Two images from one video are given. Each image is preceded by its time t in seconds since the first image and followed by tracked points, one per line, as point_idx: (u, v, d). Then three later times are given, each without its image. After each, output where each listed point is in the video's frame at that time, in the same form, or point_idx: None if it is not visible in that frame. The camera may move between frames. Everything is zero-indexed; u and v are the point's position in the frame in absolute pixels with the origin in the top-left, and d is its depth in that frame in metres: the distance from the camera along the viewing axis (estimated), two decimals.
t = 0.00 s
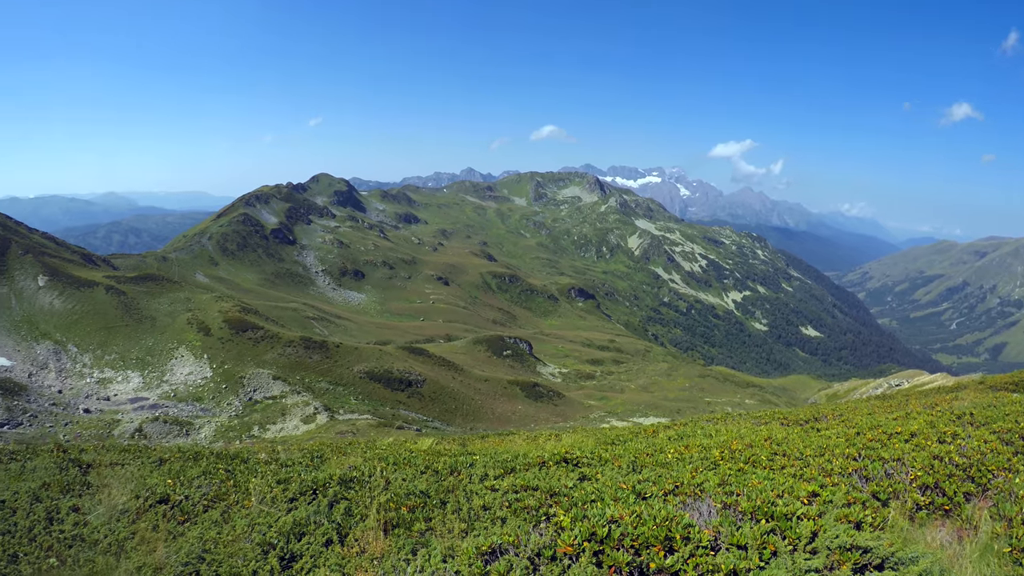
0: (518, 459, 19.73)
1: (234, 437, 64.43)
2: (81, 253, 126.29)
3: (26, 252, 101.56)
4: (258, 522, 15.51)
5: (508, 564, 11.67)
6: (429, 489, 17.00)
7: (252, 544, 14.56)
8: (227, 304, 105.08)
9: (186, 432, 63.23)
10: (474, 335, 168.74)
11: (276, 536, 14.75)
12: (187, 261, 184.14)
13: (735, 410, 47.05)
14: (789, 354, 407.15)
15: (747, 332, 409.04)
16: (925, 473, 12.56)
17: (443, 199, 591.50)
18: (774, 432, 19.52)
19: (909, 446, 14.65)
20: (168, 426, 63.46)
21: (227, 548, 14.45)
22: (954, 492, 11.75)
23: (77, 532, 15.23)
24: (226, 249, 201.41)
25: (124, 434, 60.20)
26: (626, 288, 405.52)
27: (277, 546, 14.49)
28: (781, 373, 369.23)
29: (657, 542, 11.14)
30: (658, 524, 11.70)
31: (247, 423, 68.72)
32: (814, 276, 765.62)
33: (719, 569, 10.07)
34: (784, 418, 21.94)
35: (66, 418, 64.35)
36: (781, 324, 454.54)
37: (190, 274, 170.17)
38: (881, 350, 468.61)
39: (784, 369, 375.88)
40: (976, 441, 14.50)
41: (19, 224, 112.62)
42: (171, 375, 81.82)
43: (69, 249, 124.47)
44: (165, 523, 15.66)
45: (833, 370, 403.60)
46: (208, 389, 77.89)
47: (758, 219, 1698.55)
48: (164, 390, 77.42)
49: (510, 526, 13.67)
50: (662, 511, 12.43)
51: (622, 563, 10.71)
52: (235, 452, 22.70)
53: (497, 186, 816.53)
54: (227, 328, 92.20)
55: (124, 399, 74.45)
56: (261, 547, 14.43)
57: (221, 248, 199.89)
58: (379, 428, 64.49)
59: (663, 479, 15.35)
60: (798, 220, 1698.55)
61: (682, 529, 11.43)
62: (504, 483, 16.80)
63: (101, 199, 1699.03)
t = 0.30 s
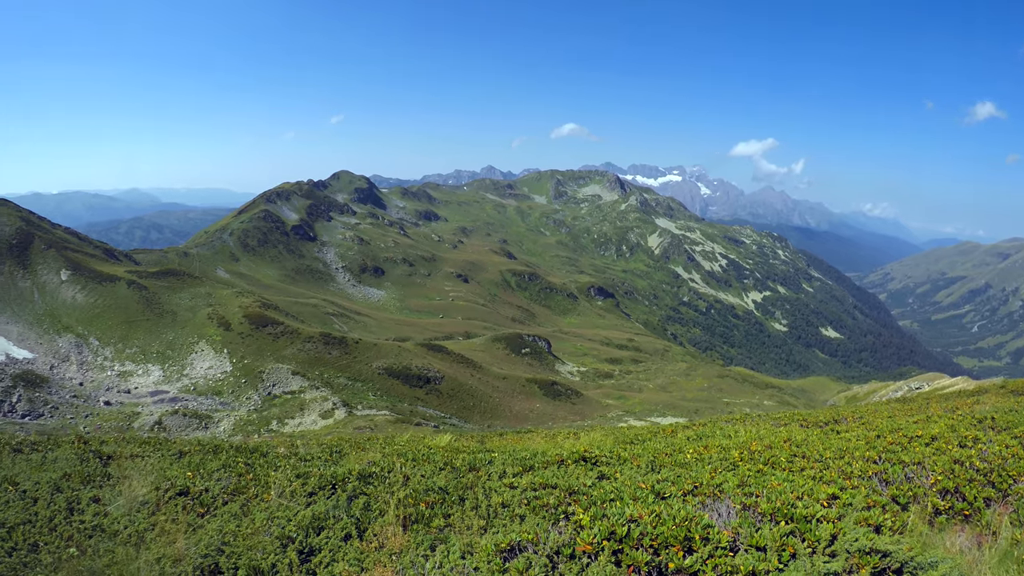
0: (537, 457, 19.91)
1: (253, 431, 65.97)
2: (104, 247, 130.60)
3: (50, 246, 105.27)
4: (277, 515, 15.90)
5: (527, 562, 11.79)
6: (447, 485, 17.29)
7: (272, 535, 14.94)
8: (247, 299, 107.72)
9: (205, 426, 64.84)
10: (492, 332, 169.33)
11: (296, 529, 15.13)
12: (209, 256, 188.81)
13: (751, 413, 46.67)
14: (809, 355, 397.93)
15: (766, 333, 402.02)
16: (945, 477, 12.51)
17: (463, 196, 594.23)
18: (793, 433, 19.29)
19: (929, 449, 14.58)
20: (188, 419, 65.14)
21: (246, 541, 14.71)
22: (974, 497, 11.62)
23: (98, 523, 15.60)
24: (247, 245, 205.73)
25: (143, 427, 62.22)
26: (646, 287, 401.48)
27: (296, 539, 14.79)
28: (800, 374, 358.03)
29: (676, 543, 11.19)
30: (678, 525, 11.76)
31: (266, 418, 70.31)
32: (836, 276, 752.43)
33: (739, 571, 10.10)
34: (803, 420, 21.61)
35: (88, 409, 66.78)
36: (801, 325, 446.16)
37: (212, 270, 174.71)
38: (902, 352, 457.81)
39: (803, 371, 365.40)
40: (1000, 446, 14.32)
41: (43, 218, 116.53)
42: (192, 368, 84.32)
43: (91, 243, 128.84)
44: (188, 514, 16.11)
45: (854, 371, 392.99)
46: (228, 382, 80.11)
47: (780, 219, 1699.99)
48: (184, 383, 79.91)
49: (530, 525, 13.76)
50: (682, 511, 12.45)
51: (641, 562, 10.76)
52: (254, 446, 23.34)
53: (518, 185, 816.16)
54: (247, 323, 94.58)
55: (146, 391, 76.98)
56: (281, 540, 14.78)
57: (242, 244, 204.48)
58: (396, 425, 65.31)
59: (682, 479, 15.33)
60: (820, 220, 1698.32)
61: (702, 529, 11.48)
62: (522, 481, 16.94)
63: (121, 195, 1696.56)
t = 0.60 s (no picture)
0: (555, 454, 20.06)
1: (272, 425, 67.51)
2: (125, 242, 134.69)
3: (71, 241, 108.77)
4: (296, 509, 16.38)
5: (546, 558, 12.07)
6: (466, 482, 17.59)
7: (292, 529, 15.43)
8: (267, 294, 110.06)
9: (223, 419, 66.35)
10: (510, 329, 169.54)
11: (315, 523, 15.61)
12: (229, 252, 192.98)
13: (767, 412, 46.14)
14: (828, 356, 389.23)
15: (785, 332, 394.83)
16: (966, 482, 12.36)
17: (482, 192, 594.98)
18: (812, 434, 19.07)
19: (949, 453, 14.36)
20: (206, 412, 66.55)
21: (266, 534, 15.19)
22: (996, 503, 11.45)
23: (118, 514, 16.27)
24: (267, 240, 209.87)
25: (163, 419, 63.80)
26: (665, 284, 396.95)
27: (314, 533, 15.23)
28: (819, 375, 349.72)
29: (695, 542, 11.28)
30: (697, 524, 11.81)
31: (284, 412, 71.91)
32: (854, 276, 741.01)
33: (757, 571, 10.17)
34: (822, 420, 21.36)
35: (108, 402, 69.10)
36: (821, 325, 437.07)
37: (232, 265, 178.73)
38: (921, 355, 446.96)
39: (823, 372, 357.14)
40: None
41: (65, 214, 120.63)
42: (212, 362, 86.55)
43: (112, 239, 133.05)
44: (209, 506, 16.73)
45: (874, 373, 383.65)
46: (247, 376, 82.10)
47: (800, 216, 1700.82)
48: (204, 377, 82.17)
49: (549, 522, 13.97)
50: (701, 510, 12.51)
51: (660, 561, 10.86)
52: (272, 440, 23.95)
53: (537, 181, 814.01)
54: (267, 318, 96.67)
55: (166, 384, 79.43)
56: (299, 534, 15.24)
57: (262, 240, 208.76)
58: (414, 420, 66.22)
59: (702, 478, 15.31)
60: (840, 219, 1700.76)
61: (720, 529, 11.54)
62: (541, 478, 17.14)
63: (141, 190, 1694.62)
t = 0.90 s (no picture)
0: (574, 452, 20.16)
1: (290, 420, 68.98)
2: (145, 238, 138.78)
3: (91, 237, 112.28)
4: (314, 504, 16.84)
5: (564, 556, 12.17)
6: (483, 478, 17.86)
7: (310, 524, 15.88)
8: (285, 291, 112.42)
9: (241, 414, 68.00)
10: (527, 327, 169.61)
11: (332, 518, 16.02)
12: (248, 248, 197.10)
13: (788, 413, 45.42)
14: (847, 358, 380.78)
15: (803, 333, 386.77)
16: (988, 487, 12.15)
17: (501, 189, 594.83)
18: (832, 436, 18.75)
19: (972, 458, 14.05)
20: (225, 407, 68.23)
21: (284, 528, 15.71)
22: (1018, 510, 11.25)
23: (137, 507, 16.96)
24: (286, 237, 213.86)
25: (183, 414, 65.55)
26: (684, 284, 392.10)
27: (332, 528, 15.67)
28: (838, 376, 341.99)
29: (713, 543, 11.33)
30: (715, 525, 11.83)
31: (302, 407, 73.31)
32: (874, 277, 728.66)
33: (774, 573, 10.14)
34: (842, 423, 21.01)
35: (129, 396, 71.54)
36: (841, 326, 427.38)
37: (252, 262, 182.54)
38: (942, 358, 434.65)
39: (842, 373, 348.86)
40: None
41: (85, 210, 124.67)
42: (232, 357, 88.81)
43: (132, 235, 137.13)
44: (228, 499, 17.33)
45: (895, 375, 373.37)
46: (265, 371, 84.06)
47: (820, 216, 1700.13)
48: (222, 371, 84.46)
49: (566, 521, 14.12)
50: (719, 511, 12.52)
51: (678, 561, 10.91)
52: (292, 435, 24.60)
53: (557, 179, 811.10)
54: (286, 314, 98.74)
55: (186, 379, 81.92)
56: (319, 528, 15.72)
57: (282, 236, 212.82)
58: (430, 417, 66.90)
59: (720, 479, 15.27)
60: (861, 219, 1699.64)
61: (739, 530, 11.57)
62: (559, 476, 17.31)
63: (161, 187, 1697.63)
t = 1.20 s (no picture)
0: (591, 453, 20.26)
1: (307, 417, 70.30)
2: (165, 236, 142.72)
3: (111, 235, 115.82)
4: (331, 501, 17.29)
5: (581, 556, 12.25)
6: (499, 478, 18.05)
7: (327, 521, 16.26)
8: (303, 289, 114.43)
9: (258, 411, 69.60)
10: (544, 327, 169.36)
11: (349, 515, 16.40)
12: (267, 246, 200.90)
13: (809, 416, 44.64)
14: (865, 361, 371.63)
15: (822, 336, 378.40)
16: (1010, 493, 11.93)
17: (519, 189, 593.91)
18: (850, 440, 18.51)
19: (993, 463, 13.77)
20: (242, 404, 69.91)
21: (301, 524, 16.16)
22: None
23: (156, 501, 17.56)
24: (304, 236, 217.42)
25: (200, 410, 67.29)
26: (703, 285, 386.87)
27: (350, 525, 16.06)
28: (855, 381, 334.69)
29: (731, 546, 11.34)
30: (732, 528, 11.84)
31: (319, 405, 74.58)
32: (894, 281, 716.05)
33: None
34: (861, 427, 20.66)
35: (147, 391, 73.65)
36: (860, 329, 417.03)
37: (271, 260, 186.09)
38: (962, 363, 421.73)
39: (860, 378, 340.98)
40: None
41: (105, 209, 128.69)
42: (249, 354, 90.73)
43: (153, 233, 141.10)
44: (245, 495, 17.90)
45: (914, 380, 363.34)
46: (282, 369, 85.63)
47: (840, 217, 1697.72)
48: (240, 368, 86.42)
49: (584, 521, 14.25)
50: (736, 514, 12.51)
51: (695, 563, 10.99)
52: (309, 432, 25.22)
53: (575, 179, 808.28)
54: (305, 312, 100.57)
55: (205, 375, 84.11)
56: (335, 525, 16.07)
57: (300, 235, 216.52)
58: (447, 416, 67.52)
59: (737, 482, 15.18)
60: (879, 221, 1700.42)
61: (756, 533, 11.59)
62: (575, 477, 17.45)
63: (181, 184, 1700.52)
